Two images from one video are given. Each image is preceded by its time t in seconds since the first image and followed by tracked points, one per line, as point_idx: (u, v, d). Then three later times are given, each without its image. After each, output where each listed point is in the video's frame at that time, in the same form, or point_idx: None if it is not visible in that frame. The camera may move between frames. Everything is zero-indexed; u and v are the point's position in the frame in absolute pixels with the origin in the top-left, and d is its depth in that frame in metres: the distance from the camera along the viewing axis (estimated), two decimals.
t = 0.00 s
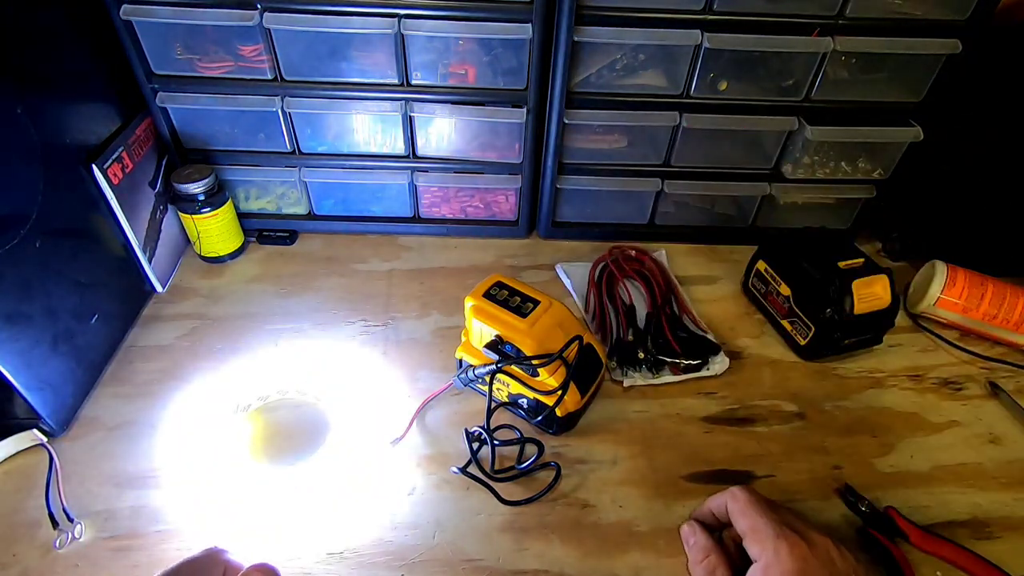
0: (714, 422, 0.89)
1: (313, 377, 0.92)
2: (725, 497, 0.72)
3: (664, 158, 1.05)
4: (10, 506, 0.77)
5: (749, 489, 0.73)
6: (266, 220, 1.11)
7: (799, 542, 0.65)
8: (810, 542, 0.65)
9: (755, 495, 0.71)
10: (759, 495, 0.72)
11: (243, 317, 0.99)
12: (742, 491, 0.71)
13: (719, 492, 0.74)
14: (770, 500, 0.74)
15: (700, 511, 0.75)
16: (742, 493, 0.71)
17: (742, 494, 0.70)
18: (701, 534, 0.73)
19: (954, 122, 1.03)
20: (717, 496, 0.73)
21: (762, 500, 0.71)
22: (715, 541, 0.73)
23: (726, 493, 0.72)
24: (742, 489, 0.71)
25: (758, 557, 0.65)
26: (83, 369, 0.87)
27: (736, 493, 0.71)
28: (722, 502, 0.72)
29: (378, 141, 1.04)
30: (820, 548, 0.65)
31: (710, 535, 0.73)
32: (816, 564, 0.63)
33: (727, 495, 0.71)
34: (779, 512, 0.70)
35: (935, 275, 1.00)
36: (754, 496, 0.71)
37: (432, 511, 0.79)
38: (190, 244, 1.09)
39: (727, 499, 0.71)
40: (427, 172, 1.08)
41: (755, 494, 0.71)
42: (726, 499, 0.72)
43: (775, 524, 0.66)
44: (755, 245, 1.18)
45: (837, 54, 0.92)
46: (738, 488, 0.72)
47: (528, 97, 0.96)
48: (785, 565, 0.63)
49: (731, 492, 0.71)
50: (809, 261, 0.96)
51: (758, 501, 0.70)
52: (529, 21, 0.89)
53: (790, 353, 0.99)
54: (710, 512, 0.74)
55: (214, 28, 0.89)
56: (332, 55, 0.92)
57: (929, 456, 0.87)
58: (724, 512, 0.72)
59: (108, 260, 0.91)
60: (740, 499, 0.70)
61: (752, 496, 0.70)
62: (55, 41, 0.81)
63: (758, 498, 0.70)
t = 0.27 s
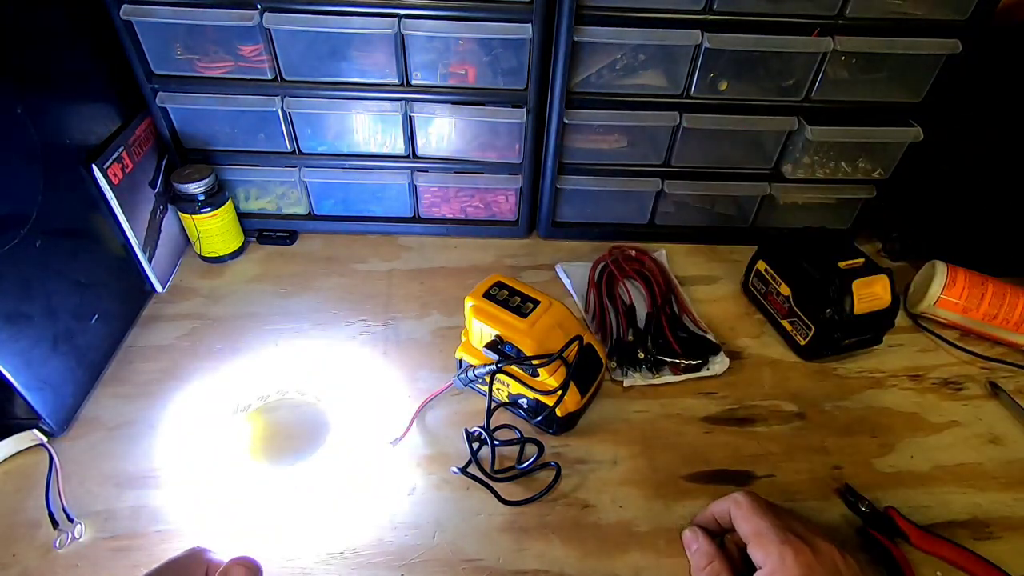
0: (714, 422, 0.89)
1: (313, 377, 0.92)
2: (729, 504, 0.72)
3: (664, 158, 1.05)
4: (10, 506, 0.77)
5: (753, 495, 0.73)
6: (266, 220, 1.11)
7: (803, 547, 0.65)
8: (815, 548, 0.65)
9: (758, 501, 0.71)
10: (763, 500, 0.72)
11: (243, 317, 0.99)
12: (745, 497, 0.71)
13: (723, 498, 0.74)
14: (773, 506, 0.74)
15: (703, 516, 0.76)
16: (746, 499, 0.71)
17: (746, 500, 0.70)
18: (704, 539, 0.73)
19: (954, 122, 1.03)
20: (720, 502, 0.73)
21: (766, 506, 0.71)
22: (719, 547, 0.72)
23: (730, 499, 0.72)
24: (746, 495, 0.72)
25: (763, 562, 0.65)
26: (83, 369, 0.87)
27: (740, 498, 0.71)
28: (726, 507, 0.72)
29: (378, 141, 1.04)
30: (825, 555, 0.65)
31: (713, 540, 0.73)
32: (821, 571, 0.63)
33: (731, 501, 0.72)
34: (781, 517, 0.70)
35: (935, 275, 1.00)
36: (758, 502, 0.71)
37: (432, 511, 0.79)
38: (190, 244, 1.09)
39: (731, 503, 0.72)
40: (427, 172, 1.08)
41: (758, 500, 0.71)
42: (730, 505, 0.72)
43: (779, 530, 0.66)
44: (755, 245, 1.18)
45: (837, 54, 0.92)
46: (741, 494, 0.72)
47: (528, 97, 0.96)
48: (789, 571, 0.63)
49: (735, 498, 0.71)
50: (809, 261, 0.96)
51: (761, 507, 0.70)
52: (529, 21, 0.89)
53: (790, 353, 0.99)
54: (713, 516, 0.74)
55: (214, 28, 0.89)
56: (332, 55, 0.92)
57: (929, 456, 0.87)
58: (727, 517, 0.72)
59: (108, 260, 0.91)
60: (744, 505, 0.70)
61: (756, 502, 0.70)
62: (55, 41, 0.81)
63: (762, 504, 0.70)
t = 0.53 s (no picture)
0: (714, 422, 0.89)
1: (312, 376, 0.92)
2: (729, 503, 0.71)
3: (664, 159, 1.05)
4: (10, 506, 0.77)
5: (753, 494, 0.72)
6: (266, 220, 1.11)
7: (803, 545, 0.65)
8: (816, 546, 0.65)
9: (758, 500, 0.71)
10: (762, 500, 0.72)
11: (243, 317, 0.99)
12: (745, 496, 0.71)
13: (722, 497, 0.74)
14: (773, 505, 0.73)
15: (703, 515, 0.76)
16: (746, 498, 0.70)
17: (746, 499, 0.70)
18: (704, 539, 0.73)
19: (954, 122, 1.03)
20: (720, 501, 0.73)
21: (766, 505, 0.71)
22: (719, 546, 0.72)
23: (730, 499, 0.72)
24: (746, 494, 0.71)
25: (764, 562, 0.65)
26: (83, 369, 0.87)
27: (740, 498, 0.71)
28: (726, 507, 0.72)
29: (378, 141, 1.04)
30: (826, 554, 0.65)
31: (713, 539, 0.73)
32: (823, 570, 0.63)
33: (731, 501, 0.71)
34: (781, 515, 0.70)
35: (935, 275, 1.00)
36: (758, 502, 0.71)
37: (432, 511, 0.79)
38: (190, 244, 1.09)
39: (731, 502, 0.71)
40: (427, 172, 1.08)
41: (758, 500, 0.71)
42: (730, 505, 0.72)
43: (779, 530, 0.66)
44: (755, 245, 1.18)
45: (837, 54, 0.93)
46: (741, 494, 0.71)
47: (528, 97, 0.96)
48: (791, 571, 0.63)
49: (735, 497, 0.71)
50: (809, 261, 0.96)
51: (762, 506, 0.70)
52: (529, 21, 0.89)
53: (790, 353, 0.99)
54: (713, 516, 0.74)
55: (214, 28, 0.89)
56: (332, 55, 0.93)
57: (929, 456, 0.87)
58: (727, 516, 0.72)
59: (108, 260, 0.91)
60: (744, 505, 0.70)
61: (755, 501, 0.70)
62: (55, 41, 0.81)
63: (763, 503, 0.69)
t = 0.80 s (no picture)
0: (714, 422, 0.89)
1: (313, 376, 0.92)
2: (729, 503, 0.71)
3: (664, 159, 1.05)
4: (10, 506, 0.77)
5: (753, 493, 0.72)
6: (266, 220, 1.11)
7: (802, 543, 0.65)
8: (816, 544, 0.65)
9: (758, 499, 0.71)
10: (762, 499, 0.72)
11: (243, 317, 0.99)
12: (745, 496, 0.71)
13: (722, 497, 0.74)
14: (773, 503, 0.73)
15: (703, 515, 0.76)
16: (747, 497, 0.70)
17: (746, 499, 0.70)
18: (704, 538, 0.73)
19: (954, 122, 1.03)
20: (720, 501, 0.73)
21: (766, 504, 0.71)
22: (719, 546, 0.72)
23: (730, 498, 0.72)
24: (746, 493, 0.71)
25: (765, 561, 0.65)
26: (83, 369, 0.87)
27: (740, 497, 0.71)
28: (726, 506, 0.72)
29: (378, 141, 1.04)
30: (827, 552, 0.65)
31: (713, 539, 0.73)
32: (824, 568, 0.63)
33: (731, 500, 0.71)
34: (780, 514, 0.70)
35: (935, 275, 1.00)
36: (759, 501, 0.71)
37: (432, 511, 0.79)
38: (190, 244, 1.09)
39: (731, 502, 0.72)
40: (427, 172, 1.08)
41: (759, 499, 0.71)
42: (730, 504, 0.71)
43: (780, 528, 0.66)
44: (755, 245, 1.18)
45: (837, 54, 0.93)
46: (741, 493, 0.71)
47: (528, 97, 0.96)
48: (793, 570, 0.63)
49: (735, 496, 0.71)
50: (809, 261, 0.96)
51: (762, 505, 0.70)
52: (529, 21, 0.89)
53: (790, 353, 0.99)
54: (712, 515, 0.74)
55: (214, 28, 0.89)
56: (332, 55, 0.93)
57: (929, 456, 0.87)
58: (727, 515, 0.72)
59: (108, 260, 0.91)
60: (744, 505, 0.70)
61: (755, 500, 0.70)
62: (55, 42, 0.81)
63: (763, 503, 0.69)
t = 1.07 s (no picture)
0: (714, 422, 0.89)
1: (313, 376, 0.92)
2: (729, 503, 0.72)
3: (664, 159, 1.05)
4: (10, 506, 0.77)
5: (753, 494, 0.73)
6: (266, 220, 1.11)
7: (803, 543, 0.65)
8: (816, 544, 0.65)
9: (759, 500, 0.71)
10: (763, 500, 0.72)
11: (243, 317, 0.99)
12: (746, 496, 0.71)
13: (723, 497, 0.74)
14: (773, 504, 0.74)
15: (703, 515, 0.76)
16: (747, 497, 0.71)
17: (747, 499, 0.70)
18: (704, 538, 0.73)
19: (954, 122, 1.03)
20: (720, 501, 0.73)
21: (767, 505, 0.71)
22: (719, 547, 0.72)
23: (730, 498, 0.72)
24: (747, 493, 0.71)
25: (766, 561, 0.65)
26: (84, 369, 0.87)
27: (741, 497, 0.71)
28: (726, 507, 0.72)
29: (378, 141, 1.04)
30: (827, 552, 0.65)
31: (712, 539, 0.73)
32: (825, 568, 0.63)
33: (732, 500, 0.71)
34: (780, 514, 0.70)
35: (935, 275, 1.00)
36: (760, 501, 0.71)
37: (432, 511, 0.79)
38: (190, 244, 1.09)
39: (731, 502, 0.72)
40: (428, 172, 1.08)
41: (759, 499, 0.71)
42: (730, 504, 0.72)
43: (781, 528, 0.67)
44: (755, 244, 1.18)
45: (837, 54, 0.93)
46: (742, 493, 0.72)
47: (528, 97, 0.96)
48: (793, 569, 0.63)
49: (736, 497, 0.71)
50: (809, 261, 0.96)
51: (763, 505, 0.70)
52: (529, 21, 0.89)
53: (790, 353, 0.99)
54: (712, 516, 0.74)
55: (215, 28, 0.89)
56: (332, 55, 0.93)
57: (929, 456, 0.87)
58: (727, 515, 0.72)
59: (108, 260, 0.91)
60: (745, 505, 0.70)
61: (756, 501, 0.70)
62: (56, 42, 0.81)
63: (764, 503, 0.70)
